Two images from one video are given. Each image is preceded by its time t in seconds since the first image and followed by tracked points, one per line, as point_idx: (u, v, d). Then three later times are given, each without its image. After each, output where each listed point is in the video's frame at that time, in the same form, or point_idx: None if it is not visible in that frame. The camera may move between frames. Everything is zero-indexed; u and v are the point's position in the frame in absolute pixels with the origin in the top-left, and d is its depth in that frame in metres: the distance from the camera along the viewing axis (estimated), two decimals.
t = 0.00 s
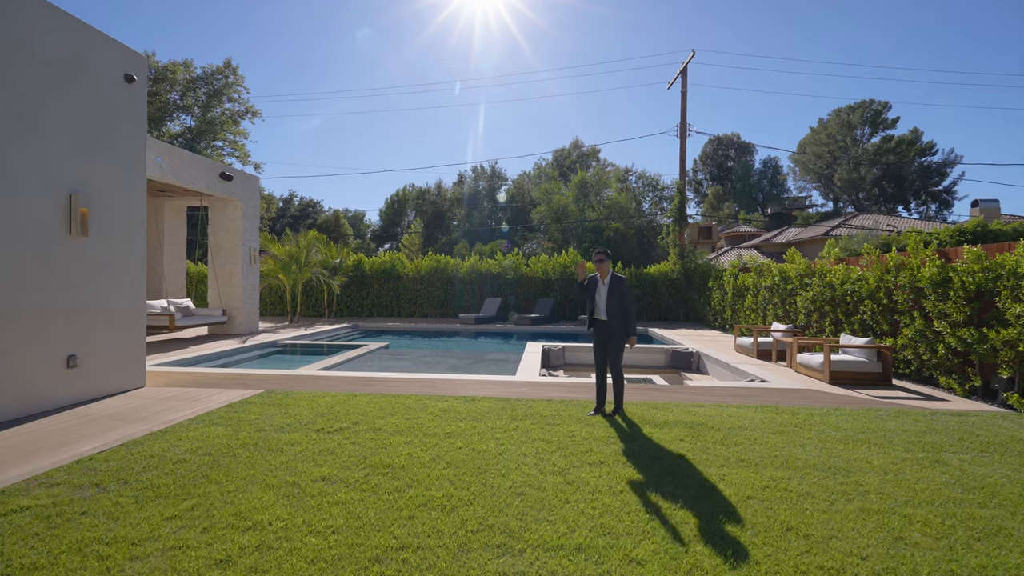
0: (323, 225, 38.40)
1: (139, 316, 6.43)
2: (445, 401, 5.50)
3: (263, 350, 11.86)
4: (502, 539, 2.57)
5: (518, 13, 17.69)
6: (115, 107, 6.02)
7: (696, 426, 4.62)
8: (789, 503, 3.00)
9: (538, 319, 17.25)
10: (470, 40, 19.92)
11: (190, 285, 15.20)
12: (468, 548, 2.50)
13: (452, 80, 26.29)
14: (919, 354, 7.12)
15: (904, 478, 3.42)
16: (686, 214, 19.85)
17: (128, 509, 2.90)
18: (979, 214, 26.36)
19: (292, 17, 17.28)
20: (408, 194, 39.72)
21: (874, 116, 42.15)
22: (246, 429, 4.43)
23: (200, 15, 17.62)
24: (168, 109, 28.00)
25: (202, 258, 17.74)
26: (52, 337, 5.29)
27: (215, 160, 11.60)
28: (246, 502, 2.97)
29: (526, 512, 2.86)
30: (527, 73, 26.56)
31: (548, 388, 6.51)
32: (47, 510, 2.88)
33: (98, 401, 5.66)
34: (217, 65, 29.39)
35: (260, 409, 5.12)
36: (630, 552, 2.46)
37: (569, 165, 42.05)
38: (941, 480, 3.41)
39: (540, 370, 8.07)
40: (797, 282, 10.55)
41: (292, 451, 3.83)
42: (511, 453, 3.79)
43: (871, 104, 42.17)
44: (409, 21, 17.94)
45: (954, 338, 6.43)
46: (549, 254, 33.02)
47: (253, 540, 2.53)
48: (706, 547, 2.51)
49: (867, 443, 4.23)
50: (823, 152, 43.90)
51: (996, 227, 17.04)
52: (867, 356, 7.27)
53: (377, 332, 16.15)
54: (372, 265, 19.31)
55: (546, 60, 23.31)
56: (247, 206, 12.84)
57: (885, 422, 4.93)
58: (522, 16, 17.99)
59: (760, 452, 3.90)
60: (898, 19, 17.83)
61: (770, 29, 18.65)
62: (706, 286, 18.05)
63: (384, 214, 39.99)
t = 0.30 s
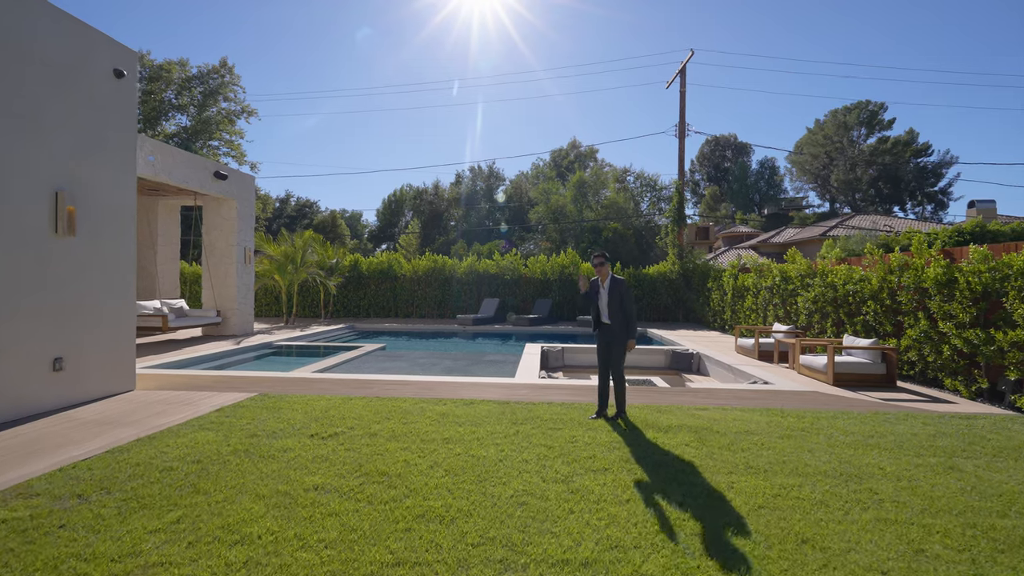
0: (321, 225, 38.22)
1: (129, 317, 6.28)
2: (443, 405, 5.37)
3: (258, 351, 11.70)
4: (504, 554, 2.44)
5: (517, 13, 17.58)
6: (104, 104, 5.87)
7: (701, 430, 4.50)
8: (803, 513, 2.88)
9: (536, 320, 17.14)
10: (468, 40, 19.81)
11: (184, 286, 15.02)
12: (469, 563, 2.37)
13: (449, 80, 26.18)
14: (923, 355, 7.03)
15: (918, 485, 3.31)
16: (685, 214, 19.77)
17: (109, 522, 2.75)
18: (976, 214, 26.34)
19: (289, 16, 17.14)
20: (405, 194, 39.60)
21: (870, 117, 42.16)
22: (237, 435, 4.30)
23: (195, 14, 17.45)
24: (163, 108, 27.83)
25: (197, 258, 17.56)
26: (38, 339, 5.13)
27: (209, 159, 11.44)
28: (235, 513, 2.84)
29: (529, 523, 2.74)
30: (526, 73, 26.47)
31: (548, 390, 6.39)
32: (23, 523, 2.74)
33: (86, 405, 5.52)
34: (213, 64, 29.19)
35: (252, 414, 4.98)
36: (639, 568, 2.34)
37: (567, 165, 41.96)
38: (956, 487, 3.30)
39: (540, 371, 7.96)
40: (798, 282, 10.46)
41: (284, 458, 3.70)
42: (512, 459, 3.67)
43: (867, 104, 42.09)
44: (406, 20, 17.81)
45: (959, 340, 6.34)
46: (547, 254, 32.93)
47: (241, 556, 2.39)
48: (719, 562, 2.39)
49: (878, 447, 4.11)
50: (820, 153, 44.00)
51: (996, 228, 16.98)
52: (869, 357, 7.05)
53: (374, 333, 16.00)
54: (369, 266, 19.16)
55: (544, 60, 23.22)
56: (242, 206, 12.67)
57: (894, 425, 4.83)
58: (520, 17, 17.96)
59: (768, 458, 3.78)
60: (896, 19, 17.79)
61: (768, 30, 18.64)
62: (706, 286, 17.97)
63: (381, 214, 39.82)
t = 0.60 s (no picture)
0: (313, 224, 37.93)
1: (112, 317, 6.09)
2: (438, 408, 5.23)
3: (247, 352, 11.50)
4: (504, 569, 2.31)
5: (510, 12, 17.47)
6: (85, 95, 5.69)
7: (704, 434, 4.39)
8: (814, 523, 2.76)
9: (531, 320, 17.02)
10: (462, 39, 19.67)
11: (173, 285, 14.76)
12: None
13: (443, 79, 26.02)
14: (922, 356, 6.96)
15: (929, 491, 3.21)
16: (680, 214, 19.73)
17: (83, 537, 2.59)
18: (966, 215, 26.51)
19: (280, 13, 16.93)
20: (399, 193, 39.37)
21: (861, 117, 42.25)
22: (223, 440, 4.14)
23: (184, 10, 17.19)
24: (152, 105, 27.46)
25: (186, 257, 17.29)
26: (14, 342, 4.94)
27: (198, 155, 11.22)
28: (218, 527, 2.68)
29: (529, 535, 2.61)
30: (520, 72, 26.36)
31: (544, 392, 6.27)
32: None
33: (66, 409, 5.33)
34: (204, 61, 28.79)
35: (240, 418, 4.81)
36: None
37: (561, 165, 41.84)
38: (968, 493, 3.20)
39: (536, 372, 7.83)
40: (795, 281, 10.40)
41: (272, 466, 3.55)
42: (510, 465, 3.54)
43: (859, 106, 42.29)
44: (398, 19, 17.65)
45: (959, 340, 6.27)
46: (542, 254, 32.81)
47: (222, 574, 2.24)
48: None
49: (884, 451, 4.02)
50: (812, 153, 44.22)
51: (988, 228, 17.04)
52: (869, 356, 7.03)
53: (367, 332, 15.81)
54: (362, 265, 18.97)
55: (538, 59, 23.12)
56: (232, 203, 12.45)
57: (897, 427, 4.74)
58: (514, 17, 17.88)
59: (774, 463, 3.67)
60: (888, 20, 17.84)
61: (762, 31, 18.66)
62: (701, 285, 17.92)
63: (375, 213, 39.56)
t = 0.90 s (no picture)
0: (315, 224, 37.88)
1: (108, 318, 5.97)
2: (440, 410, 5.10)
3: (247, 353, 11.40)
4: None
5: (511, 12, 17.36)
6: (79, 91, 5.57)
7: (714, 437, 4.25)
8: (835, 534, 2.62)
9: (533, 320, 16.89)
10: (463, 40, 19.57)
11: (172, 285, 14.64)
12: None
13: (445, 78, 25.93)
14: (935, 356, 6.81)
15: (954, 499, 3.06)
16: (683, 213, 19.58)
17: (67, 549, 2.47)
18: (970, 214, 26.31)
19: (280, 14, 16.84)
20: (401, 192, 39.29)
21: (864, 117, 41.72)
22: (219, 444, 4.02)
23: (184, 11, 17.12)
24: (154, 105, 27.41)
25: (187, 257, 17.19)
26: (5, 343, 4.82)
27: (197, 154, 11.12)
28: (209, 538, 2.56)
29: (535, 547, 2.47)
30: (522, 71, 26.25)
31: (549, 394, 6.13)
32: None
33: (60, 412, 5.21)
34: (205, 61, 28.67)
35: (237, 421, 4.69)
36: None
37: (563, 164, 41.70)
38: (994, 501, 3.06)
39: (539, 373, 7.70)
40: (802, 281, 10.25)
41: (268, 471, 3.42)
42: (513, 471, 3.41)
43: (862, 105, 41.54)
44: (398, 19, 17.55)
45: (974, 340, 6.11)
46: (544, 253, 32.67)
47: None
48: None
49: (902, 456, 3.87)
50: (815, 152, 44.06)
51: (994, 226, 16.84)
52: (880, 358, 6.84)
53: (368, 333, 15.69)
54: (363, 265, 18.86)
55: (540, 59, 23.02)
56: (232, 203, 12.34)
57: (914, 431, 4.59)
58: (515, 17, 17.80)
59: (789, 469, 3.53)
60: (892, 19, 17.69)
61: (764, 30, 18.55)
62: (705, 285, 17.76)
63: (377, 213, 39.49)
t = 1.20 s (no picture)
0: (318, 224, 37.83)
1: (104, 319, 5.85)
2: (442, 413, 4.96)
3: (248, 354, 11.29)
4: None
5: (513, 12, 17.25)
6: (74, 87, 5.43)
7: (726, 442, 4.09)
8: (860, 548, 2.46)
9: (536, 320, 16.76)
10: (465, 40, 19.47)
11: (173, 286, 14.54)
12: None
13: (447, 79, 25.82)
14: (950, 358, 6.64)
15: (983, 509, 2.90)
16: (688, 212, 19.40)
17: (45, 563, 2.33)
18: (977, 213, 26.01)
19: (282, 14, 16.79)
20: (404, 192, 39.21)
21: (869, 115, 41.70)
22: (212, 449, 3.88)
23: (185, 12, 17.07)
24: (157, 105, 27.37)
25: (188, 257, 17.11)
26: None
27: (197, 153, 11.01)
28: (196, 551, 2.42)
29: (541, 562, 2.32)
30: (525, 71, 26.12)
31: (553, 396, 5.97)
32: None
33: (52, 415, 5.08)
34: (208, 61, 28.62)
35: (232, 424, 4.55)
36: None
37: (567, 164, 41.53)
38: None
39: (543, 374, 7.54)
40: (810, 280, 10.07)
41: (262, 478, 3.28)
42: (517, 479, 3.26)
43: (867, 103, 41.61)
44: (400, 20, 17.47)
45: (992, 341, 5.94)
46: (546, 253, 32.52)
47: None
48: None
49: (924, 462, 3.70)
50: (819, 152, 43.87)
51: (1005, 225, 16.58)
52: (895, 360, 6.65)
53: (370, 333, 15.56)
54: (365, 265, 18.76)
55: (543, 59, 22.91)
56: (233, 202, 12.22)
57: (933, 435, 4.43)
58: (517, 18, 17.70)
59: (806, 476, 3.37)
60: (897, 18, 17.53)
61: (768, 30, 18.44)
62: (710, 285, 17.57)
63: (380, 213, 39.42)
